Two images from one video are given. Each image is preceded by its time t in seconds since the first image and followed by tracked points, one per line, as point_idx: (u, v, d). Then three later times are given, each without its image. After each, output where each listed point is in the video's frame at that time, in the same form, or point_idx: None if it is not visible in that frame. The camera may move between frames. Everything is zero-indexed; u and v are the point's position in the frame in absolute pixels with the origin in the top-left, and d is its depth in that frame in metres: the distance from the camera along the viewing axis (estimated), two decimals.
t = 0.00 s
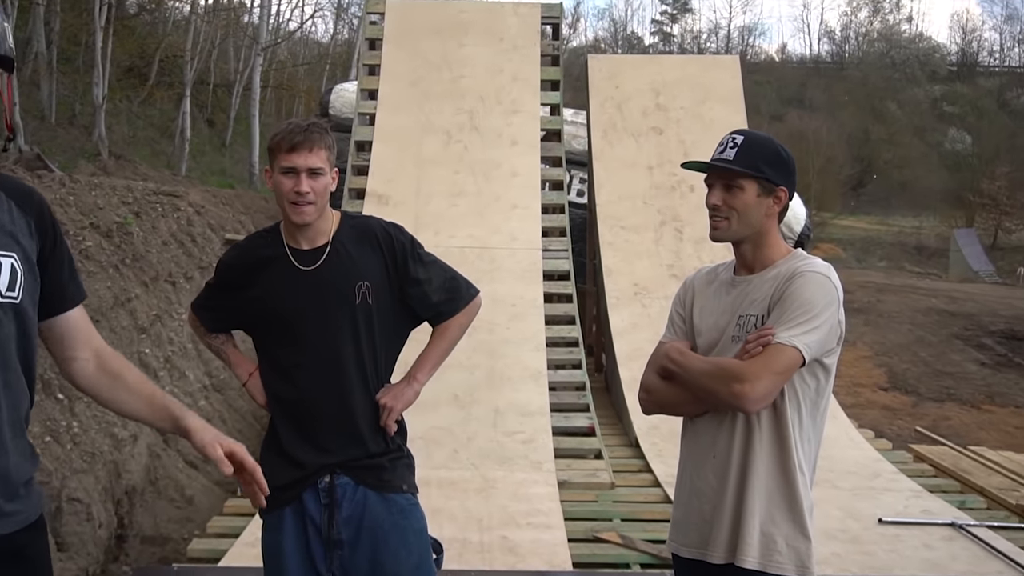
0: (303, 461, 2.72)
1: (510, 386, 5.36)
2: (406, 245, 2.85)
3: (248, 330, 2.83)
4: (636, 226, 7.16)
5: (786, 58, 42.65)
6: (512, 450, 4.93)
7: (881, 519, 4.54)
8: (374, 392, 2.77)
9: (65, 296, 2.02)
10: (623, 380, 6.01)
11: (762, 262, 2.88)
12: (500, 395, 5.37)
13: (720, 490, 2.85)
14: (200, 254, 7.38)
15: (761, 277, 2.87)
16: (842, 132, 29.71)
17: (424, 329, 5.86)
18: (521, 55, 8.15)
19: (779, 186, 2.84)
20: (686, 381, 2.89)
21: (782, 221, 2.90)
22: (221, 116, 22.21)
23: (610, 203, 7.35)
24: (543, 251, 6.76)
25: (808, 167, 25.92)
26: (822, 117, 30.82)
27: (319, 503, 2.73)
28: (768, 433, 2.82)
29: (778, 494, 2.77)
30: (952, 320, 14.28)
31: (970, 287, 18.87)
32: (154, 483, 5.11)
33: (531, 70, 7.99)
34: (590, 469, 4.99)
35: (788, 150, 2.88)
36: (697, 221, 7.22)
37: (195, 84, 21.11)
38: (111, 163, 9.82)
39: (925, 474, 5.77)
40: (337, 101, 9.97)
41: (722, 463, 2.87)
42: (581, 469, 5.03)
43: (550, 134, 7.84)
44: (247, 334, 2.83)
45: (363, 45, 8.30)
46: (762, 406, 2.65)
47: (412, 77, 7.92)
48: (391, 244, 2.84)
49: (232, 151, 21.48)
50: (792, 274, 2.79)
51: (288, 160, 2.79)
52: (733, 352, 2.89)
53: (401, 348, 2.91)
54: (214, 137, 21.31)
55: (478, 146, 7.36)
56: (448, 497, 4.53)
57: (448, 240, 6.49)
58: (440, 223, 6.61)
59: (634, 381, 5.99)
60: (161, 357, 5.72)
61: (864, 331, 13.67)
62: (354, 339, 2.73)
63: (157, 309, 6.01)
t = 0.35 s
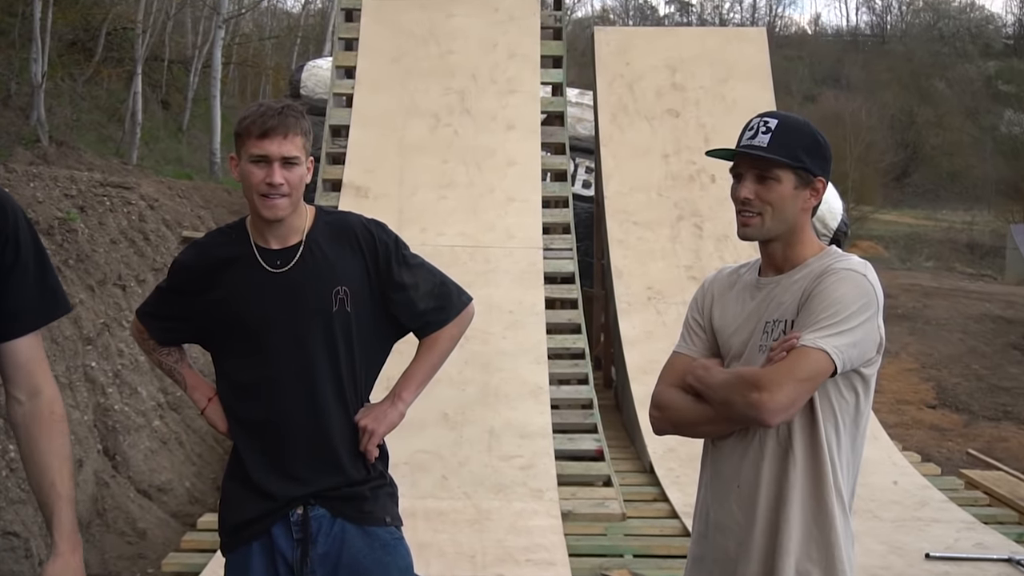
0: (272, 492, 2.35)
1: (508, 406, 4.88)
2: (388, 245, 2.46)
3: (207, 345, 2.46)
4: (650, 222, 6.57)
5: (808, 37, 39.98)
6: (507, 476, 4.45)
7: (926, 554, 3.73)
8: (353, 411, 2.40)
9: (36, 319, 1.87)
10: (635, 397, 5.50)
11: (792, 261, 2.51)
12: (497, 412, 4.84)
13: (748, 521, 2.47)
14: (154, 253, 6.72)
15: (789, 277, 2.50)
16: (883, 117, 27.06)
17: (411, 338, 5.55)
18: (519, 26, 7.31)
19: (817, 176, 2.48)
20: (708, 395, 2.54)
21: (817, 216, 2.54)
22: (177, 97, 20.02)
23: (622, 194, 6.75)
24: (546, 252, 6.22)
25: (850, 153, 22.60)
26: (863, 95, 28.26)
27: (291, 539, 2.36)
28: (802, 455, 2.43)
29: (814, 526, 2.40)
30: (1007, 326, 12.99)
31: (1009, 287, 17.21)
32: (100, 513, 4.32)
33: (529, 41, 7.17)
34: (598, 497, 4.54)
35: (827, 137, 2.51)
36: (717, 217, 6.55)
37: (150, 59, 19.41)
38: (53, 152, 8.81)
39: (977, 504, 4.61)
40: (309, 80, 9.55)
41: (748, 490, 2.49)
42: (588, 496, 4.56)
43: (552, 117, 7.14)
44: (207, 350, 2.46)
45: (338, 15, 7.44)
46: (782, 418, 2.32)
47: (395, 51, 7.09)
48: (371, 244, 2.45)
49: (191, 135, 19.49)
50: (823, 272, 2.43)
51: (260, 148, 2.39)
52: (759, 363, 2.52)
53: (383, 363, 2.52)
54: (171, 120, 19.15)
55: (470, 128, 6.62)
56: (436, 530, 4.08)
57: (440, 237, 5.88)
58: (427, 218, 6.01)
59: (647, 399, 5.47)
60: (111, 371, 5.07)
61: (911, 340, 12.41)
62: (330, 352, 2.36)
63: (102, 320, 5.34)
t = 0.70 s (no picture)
0: (275, 501, 2.31)
1: (515, 413, 4.83)
2: (392, 250, 2.41)
3: (208, 353, 2.41)
4: (659, 226, 6.53)
5: (818, 36, 39.48)
6: (514, 485, 4.42)
7: (940, 564, 3.68)
8: (357, 419, 2.36)
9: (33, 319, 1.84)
10: (643, 405, 5.46)
11: (803, 265, 2.46)
12: (504, 419, 4.81)
13: (756, 530, 2.43)
14: (154, 260, 6.65)
15: (802, 281, 2.45)
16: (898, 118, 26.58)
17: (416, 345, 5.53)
18: (525, 28, 7.25)
19: (826, 179, 2.42)
20: (720, 402, 2.50)
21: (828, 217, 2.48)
22: (177, 99, 19.65)
23: (630, 199, 6.70)
24: (553, 257, 6.18)
25: (862, 156, 22.22)
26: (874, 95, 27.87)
27: (294, 549, 2.32)
28: (812, 464, 2.39)
29: (825, 536, 2.36)
30: (1017, 334, 12.98)
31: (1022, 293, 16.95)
32: (100, 524, 4.21)
33: (537, 45, 7.10)
34: (606, 507, 4.50)
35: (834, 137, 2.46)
36: (727, 222, 6.49)
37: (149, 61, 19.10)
38: (52, 157, 8.70)
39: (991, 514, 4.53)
40: (313, 86, 9.62)
41: (758, 498, 2.45)
42: (596, 507, 4.52)
43: (559, 120, 7.10)
44: (208, 358, 2.41)
45: (342, 18, 7.42)
46: (807, 432, 2.27)
47: (399, 53, 7.03)
48: (375, 251, 2.40)
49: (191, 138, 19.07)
50: (834, 277, 2.39)
51: (262, 159, 2.31)
52: (771, 370, 2.48)
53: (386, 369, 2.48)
54: (170, 124, 18.73)
55: (475, 131, 6.57)
56: (445, 541, 4.04)
57: (446, 245, 5.83)
58: (432, 223, 5.97)
59: (655, 406, 5.44)
60: (111, 379, 4.99)
61: (924, 347, 12.36)
62: (333, 359, 2.31)
63: (103, 325, 5.28)
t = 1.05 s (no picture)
0: (283, 498, 2.38)
1: (518, 414, 4.90)
2: (397, 254, 2.48)
3: (220, 355, 2.48)
4: (658, 231, 6.59)
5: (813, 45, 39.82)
6: (517, 483, 4.48)
7: (934, 560, 3.70)
8: (363, 420, 2.42)
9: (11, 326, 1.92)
10: (643, 405, 5.53)
11: (800, 269, 2.53)
12: (508, 418, 4.88)
13: (752, 527, 2.50)
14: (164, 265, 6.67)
15: (800, 284, 2.51)
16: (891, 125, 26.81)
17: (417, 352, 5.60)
18: (527, 38, 7.31)
19: (818, 183, 2.48)
20: (717, 402, 2.57)
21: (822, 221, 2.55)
22: (188, 108, 19.88)
23: (629, 204, 6.77)
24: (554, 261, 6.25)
25: (855, 162, 22.39)
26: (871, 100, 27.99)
27: (302, 546, 2.39)
28: (807, 463, 2.46)
29: (820, 534, 2.42)
30: (1013, 336, 12.95)
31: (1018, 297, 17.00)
32: (115, 521, 4.29)
33: (539, 54, 7.18)
34: (605, 504, 4.56)
35: (825, 145, 2.54)
36: (724, 226, 6.56)
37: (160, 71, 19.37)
38: (66, 165, 8.78)
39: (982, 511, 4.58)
40: (318, 94, 9.63)
41: (754, 495, 2.52)
42: (596, 503, 4.58)
43: (559, 128, 7.17)
44: (219, 361, 2.48)
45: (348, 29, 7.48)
46: (805, 432, 2.33)
47: (403, 63, 7.10)
48: (381, 256, 2.46)
49: (200, 147, 19.32)
50: (831, 280, 2.45)
51: (274, 177, 2.36)
52: (768, 371, 2.55)
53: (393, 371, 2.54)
54: (180, 131, 18.98)
55: (478, 139, 6.64)
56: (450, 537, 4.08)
57: (450, 249, 5.90)
58: (437, 228, 6.02)
59: (655, 406, 5.50)
60: (124, 381, 5.05)
61: (915, 348, 12.39)
62: (339, 362, 2.38)
63: (116, 328, 5.34)
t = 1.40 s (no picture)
0: (321, 475, 2.69)
1: (523, 401, 5.24)
2: (421, 260, 2.82)
3: (264, 350, 2.81)
4: (648, 239, 6.94)
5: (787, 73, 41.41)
6: (524, 462, 4.77)
7: (893, 531, 3.77)
8: (390, 406, 2.74)
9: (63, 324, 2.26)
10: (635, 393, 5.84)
11: (776, 273, 2.86)
12: (515, 405, 5.20)
13: (731, 500, 2.83)
14: (213, 269, 6.92)
15: (775, 288, 2.84)
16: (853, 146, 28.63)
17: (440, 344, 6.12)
18: (532, 68, 7.64)
19: (791, 201, 2.81)
20: (701, 391, 2.88)
21: (797, 232, 2.87)
22: (231, 131, 20.84)
23: (622, 215, 7.10)
24: (556, 266, 6.58)
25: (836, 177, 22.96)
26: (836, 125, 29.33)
27: (337, 517, 2.69)
28: (780, 446, 2.79)
29: (791, 507, 2.74)
30: (963, 331, 13.31)
31: (982, 299, 17.51)
32: (169, 497, 4.41)
33: (542, 83, 7.53)
34: (603, 480, 4.86)
35: (797, 163, 2.85)
36: (709, 233, 6.91)
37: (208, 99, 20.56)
38: (125, 180, 9.21)
39: (936, 487, 4.90)
40: (349, 118, 9.87)
41: (732, 473, 2.86)
42: (593, 481, 4.86)
43: (562, 149, 7.49)
44: (264, 355, 2.81)
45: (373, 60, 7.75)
46: (779, 422, 2.62)
47: (422, 91, 7.46)
48: (405, 261, 2.81)
49: (246, 166, 20.03)
50: (805, 285, 2.77)
51: (321, 206, 2.64)
52: (746, 365, 2.88)
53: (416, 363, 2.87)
54: (227, 151, 20.00)
55: (489, 160, 6.98)
56: (464, 509, 4.34)
57: (461, 256, 6.22)
58: (454, 236, 6.37)
59: (647, 394, 5.82)
60: (177, 373, 5.35)
61: (877, 343, 12.73)
62: (369, 354, 2.70)
63: (169, 325, 5.59)
